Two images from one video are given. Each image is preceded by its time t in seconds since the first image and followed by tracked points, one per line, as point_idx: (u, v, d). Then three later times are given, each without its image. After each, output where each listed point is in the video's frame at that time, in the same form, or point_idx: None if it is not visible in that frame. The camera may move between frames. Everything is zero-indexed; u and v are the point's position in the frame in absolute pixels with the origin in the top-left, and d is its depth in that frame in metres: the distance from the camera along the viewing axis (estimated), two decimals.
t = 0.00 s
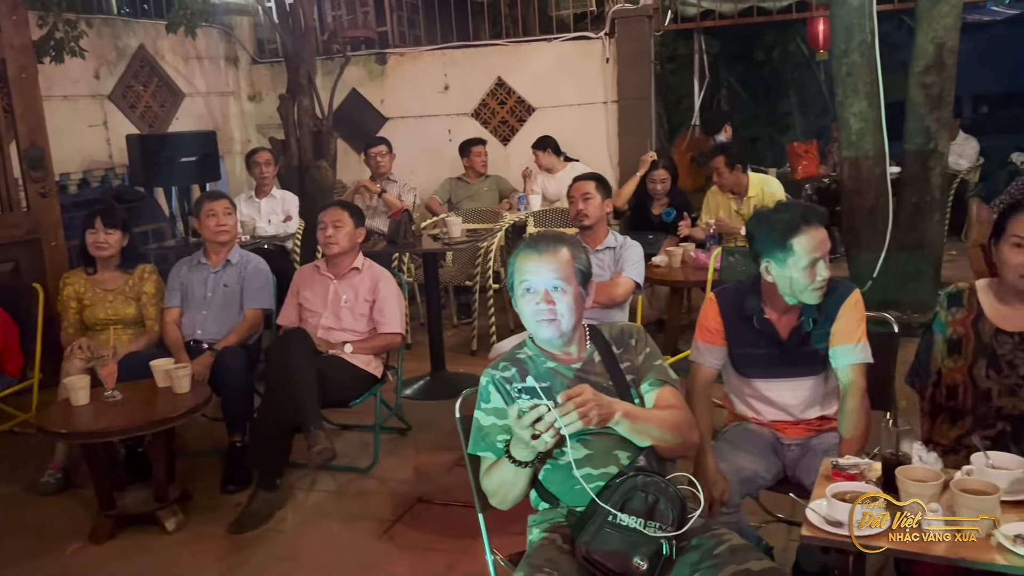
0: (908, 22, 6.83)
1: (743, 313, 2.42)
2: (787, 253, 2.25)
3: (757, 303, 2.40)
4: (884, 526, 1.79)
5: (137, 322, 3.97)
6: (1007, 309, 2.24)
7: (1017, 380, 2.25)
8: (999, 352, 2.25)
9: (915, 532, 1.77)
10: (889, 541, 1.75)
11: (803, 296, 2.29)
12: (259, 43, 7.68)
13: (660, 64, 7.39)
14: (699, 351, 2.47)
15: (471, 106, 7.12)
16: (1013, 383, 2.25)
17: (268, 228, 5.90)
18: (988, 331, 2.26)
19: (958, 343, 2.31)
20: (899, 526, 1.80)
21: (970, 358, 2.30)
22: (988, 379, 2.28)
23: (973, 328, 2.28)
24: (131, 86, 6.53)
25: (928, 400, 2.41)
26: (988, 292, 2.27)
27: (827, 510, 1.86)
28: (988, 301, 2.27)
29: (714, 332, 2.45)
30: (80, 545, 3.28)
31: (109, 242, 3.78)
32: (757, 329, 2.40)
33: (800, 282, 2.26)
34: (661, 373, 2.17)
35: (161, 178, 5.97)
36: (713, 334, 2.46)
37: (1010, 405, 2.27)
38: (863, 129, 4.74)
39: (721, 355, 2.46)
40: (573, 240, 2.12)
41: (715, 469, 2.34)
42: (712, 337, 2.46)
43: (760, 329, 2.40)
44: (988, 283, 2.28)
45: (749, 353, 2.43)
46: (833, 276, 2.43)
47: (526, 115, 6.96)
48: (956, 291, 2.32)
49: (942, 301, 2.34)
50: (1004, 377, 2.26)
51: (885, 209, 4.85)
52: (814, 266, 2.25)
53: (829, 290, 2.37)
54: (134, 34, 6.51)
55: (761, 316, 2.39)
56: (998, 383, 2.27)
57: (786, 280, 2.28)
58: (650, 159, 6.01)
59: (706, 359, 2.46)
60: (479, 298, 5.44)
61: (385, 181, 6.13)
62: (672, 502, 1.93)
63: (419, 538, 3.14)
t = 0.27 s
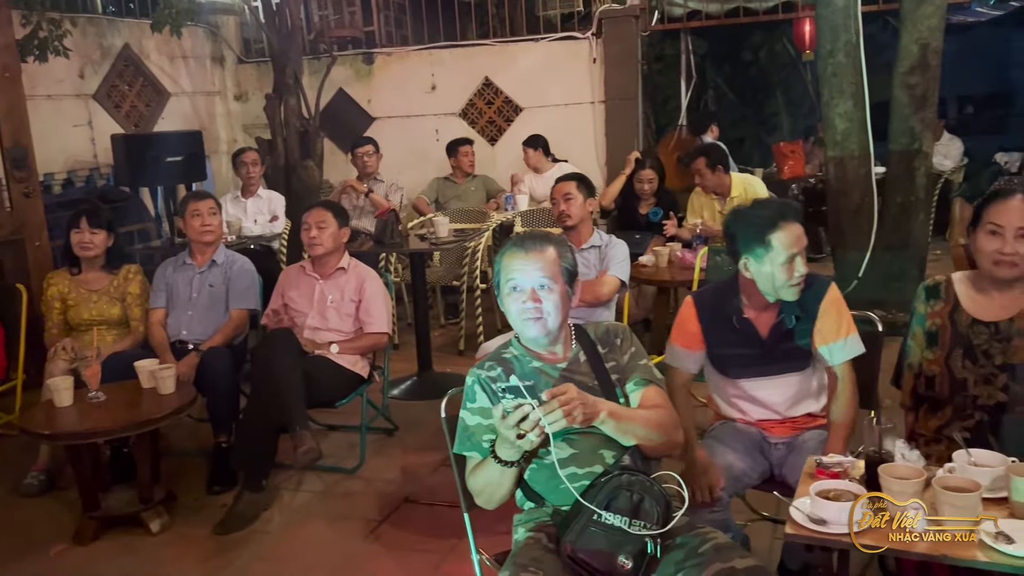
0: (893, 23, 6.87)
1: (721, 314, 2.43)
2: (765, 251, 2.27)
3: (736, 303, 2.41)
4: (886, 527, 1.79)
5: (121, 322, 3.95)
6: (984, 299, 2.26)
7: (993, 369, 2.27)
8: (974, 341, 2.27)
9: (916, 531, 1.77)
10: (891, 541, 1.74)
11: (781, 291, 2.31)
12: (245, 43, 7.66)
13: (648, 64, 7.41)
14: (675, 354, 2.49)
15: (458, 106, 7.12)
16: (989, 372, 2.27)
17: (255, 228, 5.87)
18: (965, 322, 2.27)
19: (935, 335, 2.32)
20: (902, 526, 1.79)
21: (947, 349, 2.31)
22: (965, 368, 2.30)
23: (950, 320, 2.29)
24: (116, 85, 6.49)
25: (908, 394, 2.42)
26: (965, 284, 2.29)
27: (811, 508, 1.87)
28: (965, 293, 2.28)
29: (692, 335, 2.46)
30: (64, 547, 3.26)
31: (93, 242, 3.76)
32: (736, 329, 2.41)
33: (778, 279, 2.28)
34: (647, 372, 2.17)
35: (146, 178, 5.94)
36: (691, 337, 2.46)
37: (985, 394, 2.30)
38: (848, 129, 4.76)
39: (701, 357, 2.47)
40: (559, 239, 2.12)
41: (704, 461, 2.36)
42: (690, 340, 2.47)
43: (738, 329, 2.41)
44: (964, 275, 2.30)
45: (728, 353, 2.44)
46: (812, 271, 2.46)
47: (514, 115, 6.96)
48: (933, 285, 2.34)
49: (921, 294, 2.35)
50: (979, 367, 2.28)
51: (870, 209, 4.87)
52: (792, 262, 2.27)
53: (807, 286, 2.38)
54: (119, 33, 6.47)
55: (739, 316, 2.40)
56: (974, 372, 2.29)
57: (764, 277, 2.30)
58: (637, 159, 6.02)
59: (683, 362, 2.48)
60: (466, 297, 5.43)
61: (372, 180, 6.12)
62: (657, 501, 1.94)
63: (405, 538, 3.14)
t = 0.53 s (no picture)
0: (879, 24, 6.91)
1: (691, 321, 2.45)
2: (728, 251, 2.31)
3: (703, 309, 2.44)
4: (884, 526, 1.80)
5: (107, 324, 3.93)
6: (965, 301, 2.29)
7: (972, 372, 2.28)
8: (953, 344, 2.29)
9: (914, 531, 1.77)
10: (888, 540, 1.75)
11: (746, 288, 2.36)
12: (232, 43, 7.63)
13: (635, 65, 7.42)
14: (653, 367, 2.48)
15: (446, 107, 7.11)
16: (968, 376, 2.28)
17: (241, 229, 5.85)
18: (944, 323, 2.30)
19: (916, 336, 2.36)
20: (899, 525, 1.79)
21: (927, 350, 2.34)
22: (944, 371, 2.31)
23: (930, 320, 2.32)
24: (101, 85, 6.45)
25: (892, 393, 2.44)
26: (946, 285, 2.32)
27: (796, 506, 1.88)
28: (946, 294, 2.31)
29: (666, 346, 2.47)
30: (47, 550, 3.24)
31: (79, 242, 3.73)
32: (708, 332, 2.44)
33: (744, 276, 2.33)
34: (632, 372, 2.18)
35: (132, 179, 5.91)
36: (665, 348, 2.47)
37: (964, 397, 2.30)
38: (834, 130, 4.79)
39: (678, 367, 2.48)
40: (545, 238, 2.12)
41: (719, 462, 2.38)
42: (665, 352, 2.48)
43: (710, 332, 2.44)
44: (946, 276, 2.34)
45: (705, 358, 2.47)
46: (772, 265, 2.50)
47: (502, 116, 6.96)
48: (915, 285, 2.38)
49: (902, 295, 2.40)
50: (958, 369, 2.29)
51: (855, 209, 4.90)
52: (755, 260, 2.32)
53: (772, 283, 2.42)
54: (104, 33, 6.43)
55: (708, 319, 2.44)
56: (954, 375, 2.30)
57: (730, 276, 2.34)
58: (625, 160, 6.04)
59: (662, 374, 2.48)
60: (454, 298, 5.43)
61: (360, 181, 6.11)
62: (642, 500, 1.94)
63: (391, 540, 3.13)
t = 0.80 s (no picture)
0: (864, 26, 6.95)
1: (667, 321, 2.49)
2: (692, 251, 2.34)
3: (678, 308, 2.48)
4: (884, 526, 1.80)
5: (92, 326, 3.90)
6: (941, 306, 2.30)
7: (951, 379, 2.29)
8: (932, 349, 2.30)
9: (914, 532, 1.77)
10: (888, 539, 1.75)
11: (713, 287, 2.38)
12: (219, 43, 7.60)
13: (623, 66, 7.43)
14: (636, 367, 2.51)
15: (433, 107, 7.10)
16: (947, 383, 2.29)
17: (228, 230, 5.82)
18: (924, 328, 2.30)
19: (897, 340, 2.37)
20: (898, 525, 1.79)
21: (907, 355, 2.35)
22: (923, 376, 2.33)
23: (910, 324, 2.33)
24: (86, 86, 6.41)
25: (875, 396, 2.47)
26: (925, 290, 2.34)
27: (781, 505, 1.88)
28: (924, 299, 2.32)
29: (643, 346, 2.51)
30: (32, 554, 3.21)
31: (64, 243, 3.70)
32: (682, 331, 2.47)
33: (707, 276, 2.36)
34: (619, 372, 2.18)
35: (117, 180, 5.87)
36: (644, 347, 2.51)
37: (944, 404, 2.31)
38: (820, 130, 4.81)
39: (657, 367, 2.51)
40: (529, 241, 2.11)
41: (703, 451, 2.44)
42: (645, 351, 2.51)
43: (685, 331, 2.47)
44: (925, 281, 2.35)
45: (683, 357, 2.50)
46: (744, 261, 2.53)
47: (490, 117, 6.96)
48: (896, 289, 2.40)
49: (884, 298, 2.41)
50: (937, 376, 2.30)
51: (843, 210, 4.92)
52: (719, 260, 2.34)
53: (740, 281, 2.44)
54: (89, 33, 6.40)
55: (681, 318, 2.47)
56: (933, 381, 2.31)
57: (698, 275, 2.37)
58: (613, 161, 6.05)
59: (645, 374, 2.50)
60: (442, 299, 5.42)
61: (347, 182, 6.09)
62: (629, 501, 1.94)
63: (379, 541, 3.13)
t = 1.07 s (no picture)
0: (849, 27, 6.99)
1: (653, 316, 2.55)
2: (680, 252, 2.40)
3: (664, 305, 2.53)
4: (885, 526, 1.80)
5: (76, 328, 3.87)
6: (918, 309, 2.32)
7: (931, 385, 2.32)
8: (911, 354, 2.33)
9: (915, 531, 1.78)
10: (890, 540, 1.76)
11: (696, 288, 2.42)
12: (205, 44, 7.57)
13: (610, 67, 7.45)
14: (622, 358, 2.60)
15: (421, 108, 7.09)
16: (927, 389, 2.33)
17: (214, 231, 5.79)
18: (903, 333, 2.33)
19: (875, 345, 2.38)
20: (899, 525, 1.80)
21: (886, 360, 2.37)
22: (903, 383, 2.35)
23: (888, 330, 2.35)
24: (70, 86, 6.37)
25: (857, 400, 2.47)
26: (901, 295, 2.35)
27: (767, 505, 1.89)
28: (902, 304, 2.34)
29: (631, 337, 2.58)
30: (15, 558, 3.19)
31: (48, 245, 3.67)
32: (667, 327, 2.53)
33: (694, 276, 2.39)
34: (605, 374, 2.18)
35: (102, 181, 5.84)
36: (631, 339, 2.59)
37: (925, 409, 2.34)
38: (805, 131, 4.83)
39: (643, 357, 2.59)
40: (512, 242, 2.11)
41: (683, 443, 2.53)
42: (631, 342, 2.59)
43: (669, 327, 2.53)
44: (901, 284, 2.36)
45: (667, 352, 2.56)
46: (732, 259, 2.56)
47: (477, 118, 6.96)
48: (871, 295, 2.40)
49: (860, 305, 2.42)
50: (917, 382, 2.33)
51: (828, 210, 4.95)
52: (708, 262, 2.39)
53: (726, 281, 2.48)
54: (73, 33, 6.36)
55: (666, 315, 2.53)
56: (914, 387, 2.34)
57: (683, 277, 2.41)
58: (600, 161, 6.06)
59: (630, 363, 2.60)
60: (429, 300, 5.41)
61: (334, 183, 6.08)
62: (616, 501, 1.94)
63: (366, 543, 3.12)
